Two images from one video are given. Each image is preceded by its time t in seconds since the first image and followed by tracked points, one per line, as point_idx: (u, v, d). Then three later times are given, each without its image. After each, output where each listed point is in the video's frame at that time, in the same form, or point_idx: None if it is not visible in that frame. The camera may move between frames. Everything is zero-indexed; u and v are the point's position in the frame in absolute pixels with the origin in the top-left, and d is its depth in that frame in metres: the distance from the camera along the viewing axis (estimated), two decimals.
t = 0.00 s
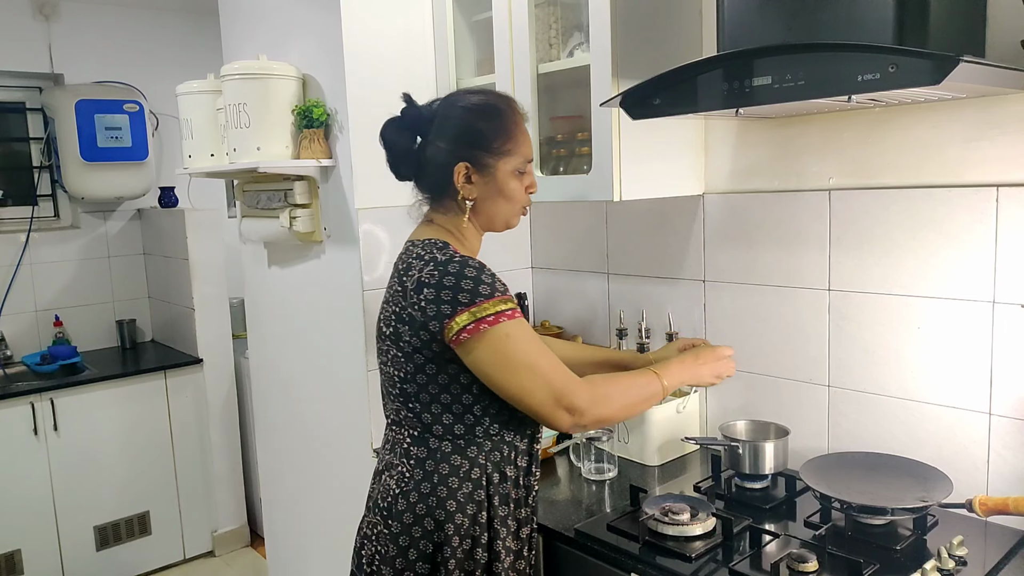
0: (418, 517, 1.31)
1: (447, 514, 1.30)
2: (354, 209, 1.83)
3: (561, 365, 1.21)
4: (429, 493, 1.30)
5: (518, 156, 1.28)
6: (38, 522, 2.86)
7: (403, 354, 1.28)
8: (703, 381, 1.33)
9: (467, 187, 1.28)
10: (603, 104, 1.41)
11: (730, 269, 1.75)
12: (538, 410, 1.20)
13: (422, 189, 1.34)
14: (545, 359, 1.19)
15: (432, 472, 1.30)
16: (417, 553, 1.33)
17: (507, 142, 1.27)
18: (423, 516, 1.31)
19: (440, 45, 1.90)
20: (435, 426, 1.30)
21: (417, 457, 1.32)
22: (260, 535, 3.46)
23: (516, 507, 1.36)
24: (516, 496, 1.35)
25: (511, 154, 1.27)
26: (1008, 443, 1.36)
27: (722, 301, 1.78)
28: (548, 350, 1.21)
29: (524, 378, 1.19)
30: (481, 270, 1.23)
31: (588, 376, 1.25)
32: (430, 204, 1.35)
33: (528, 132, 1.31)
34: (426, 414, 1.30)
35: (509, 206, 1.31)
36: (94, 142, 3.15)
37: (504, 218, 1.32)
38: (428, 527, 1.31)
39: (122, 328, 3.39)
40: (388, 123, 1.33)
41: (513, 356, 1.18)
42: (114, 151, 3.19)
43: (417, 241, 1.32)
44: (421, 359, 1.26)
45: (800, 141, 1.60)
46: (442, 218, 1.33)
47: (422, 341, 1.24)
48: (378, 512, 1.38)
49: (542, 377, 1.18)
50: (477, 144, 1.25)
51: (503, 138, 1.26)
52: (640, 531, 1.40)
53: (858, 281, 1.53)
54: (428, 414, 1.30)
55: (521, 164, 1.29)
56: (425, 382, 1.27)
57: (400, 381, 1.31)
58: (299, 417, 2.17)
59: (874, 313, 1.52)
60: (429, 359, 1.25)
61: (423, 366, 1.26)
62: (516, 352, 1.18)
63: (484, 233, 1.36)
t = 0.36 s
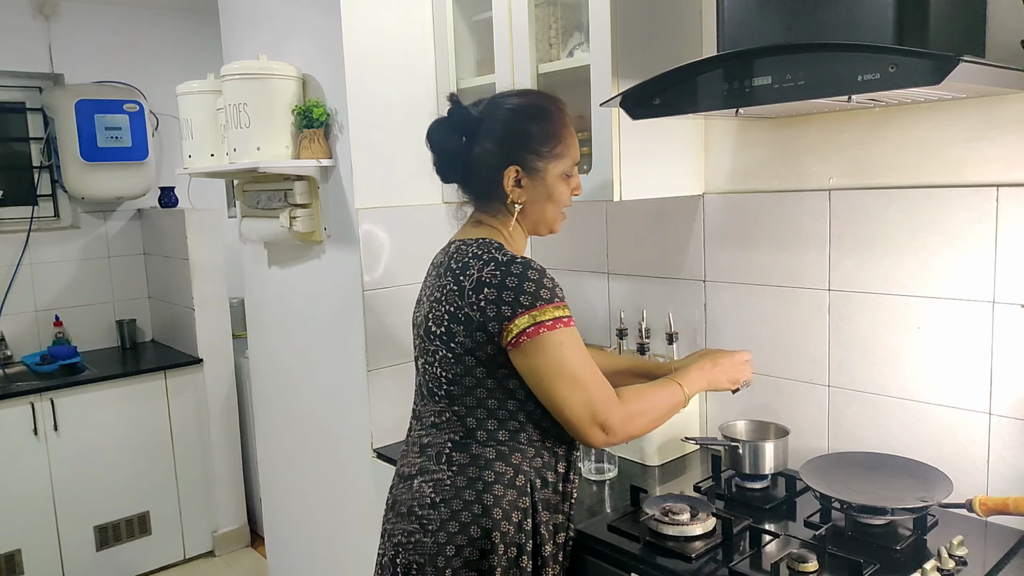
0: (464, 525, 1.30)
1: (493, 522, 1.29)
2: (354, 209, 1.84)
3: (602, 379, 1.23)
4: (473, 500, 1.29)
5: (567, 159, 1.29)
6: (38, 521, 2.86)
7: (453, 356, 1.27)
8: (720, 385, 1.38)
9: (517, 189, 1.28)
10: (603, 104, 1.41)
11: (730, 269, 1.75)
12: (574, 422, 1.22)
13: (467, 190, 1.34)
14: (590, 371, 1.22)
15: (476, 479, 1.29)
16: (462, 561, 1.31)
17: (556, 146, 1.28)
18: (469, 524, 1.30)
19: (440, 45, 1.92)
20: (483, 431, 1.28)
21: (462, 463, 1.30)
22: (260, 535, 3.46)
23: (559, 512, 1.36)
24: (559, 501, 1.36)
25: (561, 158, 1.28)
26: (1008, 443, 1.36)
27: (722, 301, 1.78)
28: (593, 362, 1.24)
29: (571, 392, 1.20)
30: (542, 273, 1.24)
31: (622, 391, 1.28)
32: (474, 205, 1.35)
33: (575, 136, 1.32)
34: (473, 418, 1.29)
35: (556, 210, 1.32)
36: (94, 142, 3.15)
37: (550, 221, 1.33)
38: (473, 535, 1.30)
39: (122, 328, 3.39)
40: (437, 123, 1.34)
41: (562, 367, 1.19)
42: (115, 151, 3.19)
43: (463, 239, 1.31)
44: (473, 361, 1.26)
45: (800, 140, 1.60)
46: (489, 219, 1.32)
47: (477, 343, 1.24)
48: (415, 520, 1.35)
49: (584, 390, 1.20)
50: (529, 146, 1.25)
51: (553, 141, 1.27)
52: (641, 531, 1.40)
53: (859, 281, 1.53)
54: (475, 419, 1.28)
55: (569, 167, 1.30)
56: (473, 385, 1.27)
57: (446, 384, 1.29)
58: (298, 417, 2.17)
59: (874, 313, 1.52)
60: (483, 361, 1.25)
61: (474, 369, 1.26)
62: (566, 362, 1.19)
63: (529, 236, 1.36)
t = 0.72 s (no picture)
0: (477, 525, 1.29)
1: (506, 522, 1.29)
2: (354, 209, 1.84)
3: (618, 381, 1.23)
4: (486, 501, 1.29)
5: (583, 161, 1.30)
6: (38, 521, 2.86)
7: (469, 355, 1.26)
8: (730, 398, 1.38)
9: (534, 190, 1.28)
10: (603, 104, 1.41)
11: (730, 269, 1.75)
12: (587, 423, 1.22)
13: (483, 190, 1.34)
14: (606, 372, 1.22)
15: (489, 479, 1.29)
16: (474, 561, 1.31)
17: (574, 147, 1.28)
18: (482, 525, 1.29)
19: (440, 45, 1.92)
20: (496, 430, 1.28)
21: (474, 464, 1.29)
22: (260, 534, 3.46)
23: (569, 512, 1.37)
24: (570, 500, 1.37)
25: (577, 159, 1.29)
26: (1008, 443, 1.36)
27: (722, 301, 1.78)
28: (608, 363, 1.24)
29: (587, 392, 1.20)
30: (559, 273, 1.24)
31: (637, 395, 1.28)
32: (490, 205, 1.34)
33: (591, 139, 1.33)
34: (486, 418, 1.28)
35: (571, 212, 1.32)
36: (94, 142, 3.15)
37: (564, 222, 1.33)
38: (486, 535, 1.30)
39: (122, 328, 3.39)
40: (454, 123, 1.33)
41: (579, 367, 1.19)
42: (115, 151, 3.18)
43: (478, 239, 1.31)
44: (489, 360, 1.25)
45: (800, 141, 1.60)
46: (505, 219, 1.32)
47: (494, 341, 1.24)
48: (426, 521, 1.34)
49: (601, 390, 1.21)
50: (548, 146, 1.25)
51: (571, 142, 1.27)
52: (641, 531, 1.40)
53: (859, 281, 1.53)
54: (489, 419, 1.28)
55: (585, 170, 1.31)
56: (488, 385, 1.26)
57: (460, 383, 1.28)
58: (298, 417, 2.16)
59: (875, 313, 1.52)
60: (500, 360, 1.25)
61: (489, 368, 1.26)
62: (583, 363, 1.19)
63: (542, 237, 1.36)
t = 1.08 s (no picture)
0: (476, 525, 1.29)
1: (506, 522, 1.29)
2: (354, 209, 1.84)
3: (623, 381, 1.23)
4: (485, 501, 1.29)
5: (584, 162, 1.30)
6: (38, 521, 2.86)
7: (469, 355, 1.26)
8: (739, 408, 1.39)
9: (536, 189, 1.28)
10: (603, 104, 1.41)
11: (730, 269, 1.75)
12: (592, 421, 1.22)
13: (484, 189, 1.33)
14: (610, 371, 1.22)
15: (489, 480, 1.29)
16: (474, 562, 1.31)
17: (575, 147, 1.28)
18: (481, 525, 1.29)
19: (440, 45, 1.92)
20: (497, 430, 1.28)
21: (475, 464, 1.29)
22: (260, 535, 3.46)
23: (571, 513, 1.36)
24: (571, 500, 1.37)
25: (578, 159, 1.29)
26: (1008, 443, 1.36)
27: (722, 301, 1.78)
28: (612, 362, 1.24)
29: (592, 389, 1.20)
30: (561, 273, 1.24)
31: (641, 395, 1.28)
32: (490, 204, 1.34)
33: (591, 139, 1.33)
34: (486, 418, 1.28)
35: (571, 212, 1.32)
36: (94, 142, 3.15)
37: (564, 222, 1.33)
38: (485, 536, 1.29)
39: (122, 328, 3.39)
40: (456, 122, 1.33)
41: (582, 366, 1.20)
42: (115, 151, 3.18)
43: (479, 238, 1.31)
44: (489, 360, 1.25)
45: (800, 141, 1.60)
46: (506, 218, 1.32)
47: (495, 341, 1.24)
48: (425, 521, 1.34)
49: (605, 389, 1.21)
50: (550, 145, 1.25)
51: (573, 141, 1.27)
52: (640, 531, 1.40)
53: (859, 281, 1.53)
54: (489, 419, 1.28)
55: (585, 170, 1.31)
56: (488, 384, 1.26)
57: (460, 383, 1.28)
58: (298, 417, 2.16)
59: (874, 313, 1.52)
60: (500, 360, 1.25)
61: (490, 368, 1.25)
62: (587, 362, 1.20)
63: (542, 237, 1.36)
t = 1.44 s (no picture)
0: (476, 526, 1.29)
1: (506, 522, 1.29)
2: (354, 209, 1.84)
3: (622, 380, 1.23)
4: (485, 501, 1.29)
5: (583, 161, 1.30)
6: (38, 521, 2.86)
7: (469, 355, 1.26)
8: (735, 400, 1.38)
9: (536, 188, 1.28)
10: (603, 104, 1.41)
11: (730, 269, 1.75)
12: (593, 422, 1.22)
13: (484, 189, 1.33)
14: (610, 370, 1.22)
15: (489, 480, 1.29)
16: (474, 562, 1.31)
17: (575, 147, 1.28)
18: (481, 525, 1.29)
19: (440, 44, 1.92)
20: (497, 430, 1.28)
21: (475, 464, 1.29)
22: (260, 535, 3.46)
23: (572, 513, 1.36)
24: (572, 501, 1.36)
25: (578, 159, 1.29)
26: (1008, 443, 1.36)
27: (722, 301, 1.78)
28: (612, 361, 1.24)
29: (592, 390, 1.20)
30: (562, 273, 1.24)
31: (640, 394, 1.28)
32: (490, 204, 1.34)
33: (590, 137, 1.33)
34: (487, 418, 1.28)
35: (571, 212, 1.32)
36: (94, 142, 3.15)
37: (564, 222, 1.33)
38: (486, 536, 1.29)
39: (122, 328, 3.39)
40: (456, 121, 1.33)
41: (583, 366, 1.19)
42: (114, 151, 3.18)
43: (479, 238, 1.30)
44: (490, 360, 1.25)
45: (799, 141, 1.60)
46: (506, 218, 1.32)
47: (496, 341, 1.24)
48: (426, 522, 1.35)
49: (606, 389, 1.21)
50: (550, 144, 1.25)
51: (573, 141, 1.27)
52: (640, 531, 1.40)
53: (859, 281, 1.53)
54: (490, 419, 1.28)
55: (585, 170, 1.31)
56: (489, 385, 1.26)
57: (460, 383, 1.28)
58: (298, 417, 2.17)
59: (874, 313, 1.52)
60: (501, 360, 1.25)
61: (491, 368, 1.25)
62: (587, 362, 1.19)
63: (542, 237, 1.36)
